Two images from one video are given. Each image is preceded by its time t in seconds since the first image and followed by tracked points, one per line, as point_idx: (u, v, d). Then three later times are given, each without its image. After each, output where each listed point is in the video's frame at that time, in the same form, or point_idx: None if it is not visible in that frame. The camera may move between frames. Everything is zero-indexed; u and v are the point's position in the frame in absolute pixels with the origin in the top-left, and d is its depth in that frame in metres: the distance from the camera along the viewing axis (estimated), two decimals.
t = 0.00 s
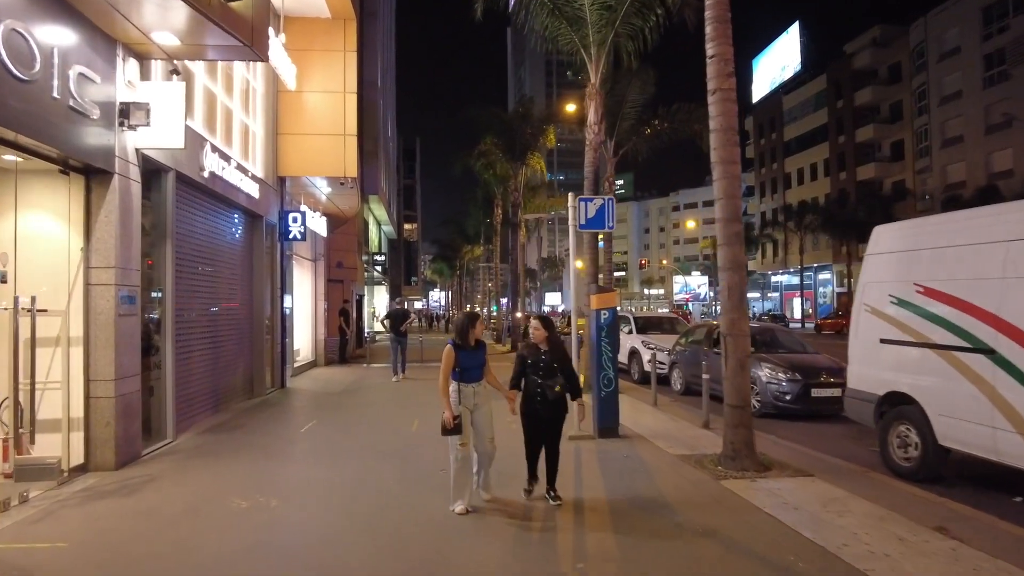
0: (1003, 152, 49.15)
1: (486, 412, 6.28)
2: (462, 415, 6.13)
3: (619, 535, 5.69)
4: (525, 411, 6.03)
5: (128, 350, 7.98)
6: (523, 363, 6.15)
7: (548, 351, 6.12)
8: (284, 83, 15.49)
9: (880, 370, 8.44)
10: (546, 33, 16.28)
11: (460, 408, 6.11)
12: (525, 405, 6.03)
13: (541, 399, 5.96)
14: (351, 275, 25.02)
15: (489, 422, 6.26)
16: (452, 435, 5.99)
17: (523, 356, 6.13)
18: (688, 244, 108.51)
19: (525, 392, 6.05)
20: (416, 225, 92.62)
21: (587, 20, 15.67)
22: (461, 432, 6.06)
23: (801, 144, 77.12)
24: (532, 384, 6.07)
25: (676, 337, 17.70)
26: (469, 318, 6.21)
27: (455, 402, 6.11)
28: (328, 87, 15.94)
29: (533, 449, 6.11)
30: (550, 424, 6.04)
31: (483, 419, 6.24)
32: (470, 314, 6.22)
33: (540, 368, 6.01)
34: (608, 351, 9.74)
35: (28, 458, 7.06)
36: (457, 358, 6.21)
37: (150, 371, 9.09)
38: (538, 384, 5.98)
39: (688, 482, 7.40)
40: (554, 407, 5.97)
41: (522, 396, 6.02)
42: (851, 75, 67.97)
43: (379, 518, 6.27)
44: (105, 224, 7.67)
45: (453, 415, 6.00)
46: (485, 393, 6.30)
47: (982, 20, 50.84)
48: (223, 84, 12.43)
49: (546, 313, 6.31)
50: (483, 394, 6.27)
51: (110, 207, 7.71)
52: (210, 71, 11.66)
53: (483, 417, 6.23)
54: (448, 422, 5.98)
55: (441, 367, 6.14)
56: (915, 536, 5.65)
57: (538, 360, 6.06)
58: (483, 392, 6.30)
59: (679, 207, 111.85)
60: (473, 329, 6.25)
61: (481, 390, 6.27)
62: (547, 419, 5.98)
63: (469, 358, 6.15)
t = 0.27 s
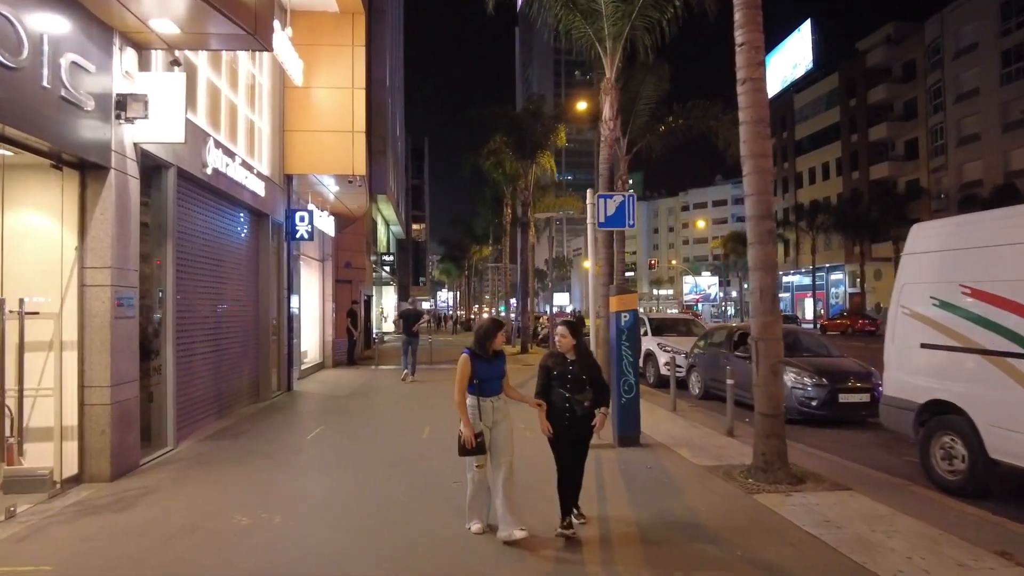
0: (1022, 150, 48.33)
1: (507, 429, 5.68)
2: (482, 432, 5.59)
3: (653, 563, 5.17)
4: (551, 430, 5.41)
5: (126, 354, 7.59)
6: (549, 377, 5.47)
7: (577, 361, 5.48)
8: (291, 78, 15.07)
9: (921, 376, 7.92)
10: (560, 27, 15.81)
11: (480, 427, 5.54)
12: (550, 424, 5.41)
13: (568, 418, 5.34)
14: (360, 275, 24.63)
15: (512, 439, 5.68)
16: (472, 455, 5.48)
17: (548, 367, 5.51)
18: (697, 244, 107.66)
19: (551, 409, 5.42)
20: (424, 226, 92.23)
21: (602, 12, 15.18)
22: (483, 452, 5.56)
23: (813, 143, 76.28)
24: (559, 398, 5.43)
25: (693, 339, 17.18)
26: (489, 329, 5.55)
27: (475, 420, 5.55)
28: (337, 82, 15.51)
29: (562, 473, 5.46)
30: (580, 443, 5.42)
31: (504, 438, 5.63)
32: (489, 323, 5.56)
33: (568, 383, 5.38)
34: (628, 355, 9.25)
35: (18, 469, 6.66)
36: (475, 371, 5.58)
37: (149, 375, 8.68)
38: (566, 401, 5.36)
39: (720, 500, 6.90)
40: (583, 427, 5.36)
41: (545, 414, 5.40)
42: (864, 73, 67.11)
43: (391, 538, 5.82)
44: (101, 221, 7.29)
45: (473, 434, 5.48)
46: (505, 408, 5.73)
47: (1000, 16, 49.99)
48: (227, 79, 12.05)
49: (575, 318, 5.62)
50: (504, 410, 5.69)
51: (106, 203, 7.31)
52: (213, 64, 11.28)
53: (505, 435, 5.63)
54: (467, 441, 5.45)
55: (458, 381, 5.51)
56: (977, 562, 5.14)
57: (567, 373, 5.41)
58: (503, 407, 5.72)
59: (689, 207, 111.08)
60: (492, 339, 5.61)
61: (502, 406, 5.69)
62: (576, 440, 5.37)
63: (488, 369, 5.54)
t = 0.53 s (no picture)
0: None
1: (529, 449, 4.87)
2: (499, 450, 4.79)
3: None
4: (571, 445, 4.87)
5: (113, 357, 7.10)
6: (567, 384, 4.94)
7: (599, 367, 4.97)
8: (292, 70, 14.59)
9: (963, 379, 7.38)
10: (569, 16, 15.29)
11: (495, 443, 4.75)
12: (569, 438, 4.86)
13: (591, 430, 4.81)
14: (364, 275, 24.16)
15: (537, 461, 4.86)
16: (484, 475, 4.68)
17: (565, 374, 4.98)
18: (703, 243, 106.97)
19: (570, 421, 4.88)
20: (428, 225, 91.76)
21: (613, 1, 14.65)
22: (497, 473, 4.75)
23: (820, 141, 75.55)
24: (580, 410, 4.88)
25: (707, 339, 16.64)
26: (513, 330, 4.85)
27: (489, 434, 4.78)
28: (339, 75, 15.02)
29: (581, 495, 4.88)
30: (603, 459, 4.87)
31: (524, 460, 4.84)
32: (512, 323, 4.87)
33: (590, 392, 4.86)
34: (646, 358, 8.73)
35: None
36: (494, 378, 4.82)
37: (139, 379, 8.20)
38: (589, 411, 4.83)
39: (752, 516, 6.36)
40: (609, 441, 4.82)
41: (563, 426, 4.88)
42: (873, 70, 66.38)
43: (395, 559, 5.32)
44: (84, 215, 6.78)
45: (487, 449, 4.69)
46: (532, 425, 4.91)
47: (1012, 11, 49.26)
48: (225, 69, 11.59)
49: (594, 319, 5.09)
50: (526, 425, 4.89)
51: (90, 196, 6.81)
52: (209, 53, 10.82)
53: (526, 455, 4.84)
54: (478, 458, 4.67)
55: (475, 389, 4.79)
56: None
57: (588, 380, 4.89)
58: (526, 423, 4.90)
59: (695, 206, 110.38)
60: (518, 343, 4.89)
61: (523, 421, 4.89)
62: (599, 456, 4.82)
63: (510, 376, 4.77)
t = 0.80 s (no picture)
0: None
1: (563, 474, 4.15)
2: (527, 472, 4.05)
3: None
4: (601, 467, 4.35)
5: (102, 362, 6.63)
6: (596, 397, 4.41)
7: (634, 377, 4.43)
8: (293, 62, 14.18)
9: (1010, 384, 6.89)
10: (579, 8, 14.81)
11: (523, 463, 4.04)
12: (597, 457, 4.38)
13: (622, 449, 4.32)
14: (367, 275, 23.72)
15: (570, 487, 4.15)
16: (507, 501, 3.95)
17: (594, 384, 4.43)
18: (708, 243, 106.30)
19: (598, 437, 4.39)
20: (432, 225, 91.30)
21: None
22: (524, 501, 4.01)
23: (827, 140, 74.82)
24: (611, 426, 4.34)
25: (721, 340, 16.16)
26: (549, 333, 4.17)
27: (516, 452, 4.06)
28: (342, 67, 14.62)
29: (608, 516, 4.48)
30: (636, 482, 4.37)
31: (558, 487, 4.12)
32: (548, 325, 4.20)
33: (623, 406, 4.34)
34: (668, 362, 8.23)
35: None
36: (526, 387, 4.10)
37: (131, 384, 7.73)
38: (621, 428, 4.32)
39: (791, 535, 5.87)
40: (642, 461, 4.33)
41: (591, 443, 4.37)
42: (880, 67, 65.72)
43: None
44: (69, 209, 6.33)
45: (512, 473, 3.97)
46: (567, 445, 4.19)
47: None
48: (223, 60, 11.14)
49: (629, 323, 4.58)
50: (563, 447, 4.16)
51: (75, 189, 6.35)
52: (207, 44, 10.37)
53: (559, 480, 4.12)
54: (501, 480, 3.96)
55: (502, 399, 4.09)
56: None
57: (621, 393, 4.36)
58: (560, 444, 4.16)
59: (698, 206, 109.91)
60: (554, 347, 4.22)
61: (558, 440, 4.14)
62: (629, 476, 4.35)
63: (547, 385, 4.05)
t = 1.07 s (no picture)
0: None
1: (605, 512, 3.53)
2: (562, 514, 3.43)
3: None
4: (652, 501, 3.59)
5: (88, 364, 6.17)
6: (647, 413, 3.62)
7: (693, 395, 3.64)
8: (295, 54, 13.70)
9: None
10: None
11: (558, 505, 3.42)
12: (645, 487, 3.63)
13: (676, 479, 3.57)
14: (370, 275, 23.24)
15: (613, 528, 3.54)
16: (541, 553, 3.40)
17: (644, 399, 3.62)
18: (712, 243, 105.80)
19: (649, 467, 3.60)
20: (434, 225, 90.85)
21: None
22: (559, 548, 3.41)
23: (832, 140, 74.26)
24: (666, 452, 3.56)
25: (736, 342, 15.66)
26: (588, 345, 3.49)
27: (549, 492, 3.45)
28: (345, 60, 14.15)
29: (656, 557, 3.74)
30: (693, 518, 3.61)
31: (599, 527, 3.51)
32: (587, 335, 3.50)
33: (681, 427, 3.56)
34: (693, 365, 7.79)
35: None
36: (562, 413, 3.43)
37: (121, 388, 7.25)
38: (677, 453, 3.56)
39: (837, 556, 5.38)
40: (701, 493, 3.57)
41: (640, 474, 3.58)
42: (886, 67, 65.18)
43: None
44: (52, 199, 5.86)
45: (544, 517, 3.36)
46: (611, 476, 3.56)
47: None
48: (222, 48, 10.67)
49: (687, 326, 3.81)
50: (604, 482, 3.51)
51: (59, 177, 5.88)
52: (205, 30, 9.90)
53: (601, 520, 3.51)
54: (533, 528, 3.36)
55: (532, 427, 3.43)
56: None
57: (680, 411, 3.58)
58: (601, 478, 3.50)
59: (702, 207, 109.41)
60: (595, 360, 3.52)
61: (597, 474, 3.49)
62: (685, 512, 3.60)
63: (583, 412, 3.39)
